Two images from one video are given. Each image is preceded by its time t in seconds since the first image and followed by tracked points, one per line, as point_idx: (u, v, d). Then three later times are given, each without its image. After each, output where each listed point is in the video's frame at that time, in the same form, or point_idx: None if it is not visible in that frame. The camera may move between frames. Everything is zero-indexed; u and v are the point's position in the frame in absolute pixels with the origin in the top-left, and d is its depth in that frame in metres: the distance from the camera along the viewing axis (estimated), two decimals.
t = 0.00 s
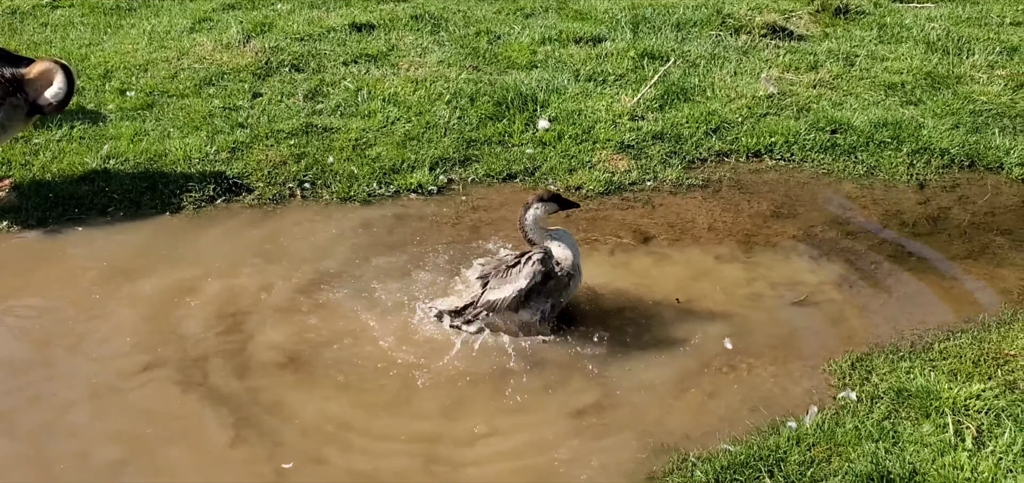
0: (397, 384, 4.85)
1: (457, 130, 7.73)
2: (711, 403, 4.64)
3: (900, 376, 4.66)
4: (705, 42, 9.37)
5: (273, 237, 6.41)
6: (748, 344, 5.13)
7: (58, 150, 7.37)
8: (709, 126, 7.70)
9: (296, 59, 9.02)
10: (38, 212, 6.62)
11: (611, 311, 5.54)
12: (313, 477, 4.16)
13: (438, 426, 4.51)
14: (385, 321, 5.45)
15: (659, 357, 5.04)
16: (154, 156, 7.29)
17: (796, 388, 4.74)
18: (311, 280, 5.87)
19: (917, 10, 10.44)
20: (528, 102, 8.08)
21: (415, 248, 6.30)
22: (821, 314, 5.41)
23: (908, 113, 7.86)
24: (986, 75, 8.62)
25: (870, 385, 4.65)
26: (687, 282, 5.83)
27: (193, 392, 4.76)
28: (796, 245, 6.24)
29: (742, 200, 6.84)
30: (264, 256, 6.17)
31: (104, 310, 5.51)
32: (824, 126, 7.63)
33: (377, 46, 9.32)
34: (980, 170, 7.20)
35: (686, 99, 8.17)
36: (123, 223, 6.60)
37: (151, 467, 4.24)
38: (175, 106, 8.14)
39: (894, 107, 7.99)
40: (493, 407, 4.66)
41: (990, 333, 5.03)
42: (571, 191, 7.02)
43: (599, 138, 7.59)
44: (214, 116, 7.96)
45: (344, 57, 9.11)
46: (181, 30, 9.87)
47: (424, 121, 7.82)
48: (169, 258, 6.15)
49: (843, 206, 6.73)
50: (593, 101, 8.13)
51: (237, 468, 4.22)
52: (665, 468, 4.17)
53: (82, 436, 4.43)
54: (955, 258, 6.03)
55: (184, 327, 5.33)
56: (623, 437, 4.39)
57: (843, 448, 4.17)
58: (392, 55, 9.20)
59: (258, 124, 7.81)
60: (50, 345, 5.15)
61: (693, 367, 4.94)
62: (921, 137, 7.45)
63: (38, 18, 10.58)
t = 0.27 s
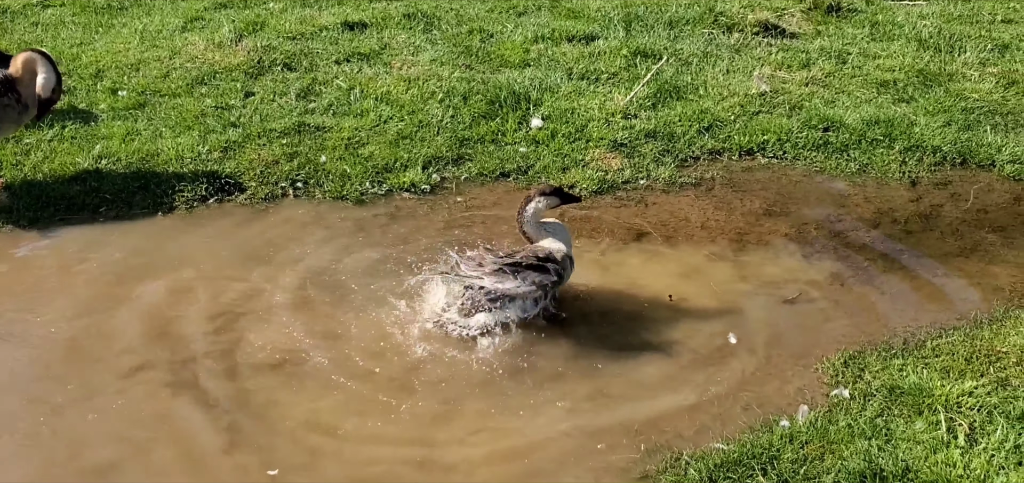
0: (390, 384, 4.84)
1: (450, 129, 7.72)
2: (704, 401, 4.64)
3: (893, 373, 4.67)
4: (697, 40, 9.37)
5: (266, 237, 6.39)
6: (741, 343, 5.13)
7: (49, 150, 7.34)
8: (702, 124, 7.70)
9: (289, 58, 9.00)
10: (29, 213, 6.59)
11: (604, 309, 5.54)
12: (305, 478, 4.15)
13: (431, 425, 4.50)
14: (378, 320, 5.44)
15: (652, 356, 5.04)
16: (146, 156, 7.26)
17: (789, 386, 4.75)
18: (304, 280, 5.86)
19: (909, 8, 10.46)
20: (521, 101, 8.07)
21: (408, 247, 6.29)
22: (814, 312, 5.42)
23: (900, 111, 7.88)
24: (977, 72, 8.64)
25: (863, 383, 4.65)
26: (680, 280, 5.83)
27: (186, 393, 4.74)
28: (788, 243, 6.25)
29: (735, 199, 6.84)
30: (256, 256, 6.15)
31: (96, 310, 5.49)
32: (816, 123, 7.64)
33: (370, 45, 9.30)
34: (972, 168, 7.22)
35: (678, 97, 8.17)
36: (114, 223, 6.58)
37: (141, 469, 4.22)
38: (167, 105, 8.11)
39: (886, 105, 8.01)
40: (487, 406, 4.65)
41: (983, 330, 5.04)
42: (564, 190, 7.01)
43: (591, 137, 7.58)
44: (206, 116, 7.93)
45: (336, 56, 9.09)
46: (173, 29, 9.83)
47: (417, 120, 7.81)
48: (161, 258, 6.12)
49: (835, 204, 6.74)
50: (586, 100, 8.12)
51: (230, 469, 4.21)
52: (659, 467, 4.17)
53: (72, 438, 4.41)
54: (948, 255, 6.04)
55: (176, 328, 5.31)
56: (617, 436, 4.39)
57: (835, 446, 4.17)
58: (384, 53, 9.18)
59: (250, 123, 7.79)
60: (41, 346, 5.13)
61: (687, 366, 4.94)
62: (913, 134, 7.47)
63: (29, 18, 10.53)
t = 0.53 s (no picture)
0: (379, 382, 4.81)
1: (440, 126, 7.70)
2: (694, 398, 4.63)
3: (883, 370, 4.67)
4: (688, 37, 9.37)
5: (255, 235, 6.36)
6: (732, 340, 5.12)
7: (37, 149, 7.29)
8: (692, 121, 7.69)
9: (278, 56, 8.96)
10: (17, 212, 6.55)
11: (594, 307, 5.53)
12: (294, 477, 4.13)
13: (421, 424, 4.48)
14: (368, 318, 5.42)
15: (643, 353, 5.02)
16: (134, 154, 7.22)
17: (779, 383, 4.74)
18: (293, 279, 5.83)
19: (900, 4, 10.46)
20: (511, 98, 8.05)
21: (398, 245, 6.26)
22: (804, 309, 5.41)
23: (891, 108, 7.88)
24: (968, 69, 8.65)
25: (853, 380, 4.65)
26: (671, 278, 5.82)
27: (174, 392, 4.71)
28: (779, 240, 6.24)
29: (726, 196, 6.84)
30: (245, 254, 6.12)
31: (83, 309, 5.45)
32: (807, 120, 7.64)
33: (360, 43, 9.26)
34: (962, 164, 7.22)
35: (669, 94, 8.16)
36: (103, 221, 6.54)
37: (128, 469, 4.19)
38: (156, 103, 8.07)
39: (877, 102, 8.01)
40: (477, 404, 4.63)
41: (972, 326, 5.05)
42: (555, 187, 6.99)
43: (582, 134, 7.57)
44: (195, 114, 7.89)
45: (326, 53, 9.05)
46: (162, 27, 9.78)
47: (407, 118, 7.78)
48: (149, 257, 6.09)
49: (826, 201, 6.74)
50: (577, 97, 8.11)
51: (218, 469, 4.19)
52: (649, 464, 4.16)
53: (59, 438, 4.37)
54: (938, 252, 6.05)
55: (164, 327, 5.28)
56: (607, 433, 4.37)
57: (826, 443, 4.17)
58: (374, 51, 9.14)
59: (240, 121, 7.75)
60: (28, 345, 5.09)
61: (677, 363, 4.93)
62: (903, 131, 7.47)
63: (17, 16, 10.46)
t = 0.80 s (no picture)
0: (374, 381, 4.80)
1: (434, 124, 7.69)
2: (689, 396, 4.63)
3: (877, 367, 4.67)
4: (682, 35, 9.37)
5: (249, 234, 6.34)
6: (726, 337, 5.12)
7: (29, 148, 7.25)
8: (686, 119, 7.69)
9: (271, 54, 8.93)
10: (9, 211, 6.52)
11: (589, 305, 5.52)
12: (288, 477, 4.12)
13: (415, 422, 4.47)
14: (361, 317, 5.41)
15: (638, 351, 5.02)
16: (127, 153, 7.19)
17: (773, 380, 4.74)
18: (287, 278, 5.81)
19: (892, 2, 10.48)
20: (505, 96, 8.04)
21: (392, 244, 6.25)
22: (798, 307, 5.42)
23: (884, 105, 7.89)
24: (961, 65, 8.67)
25: (847, 377, 4.65)
26: (665, 276, 5.82)
27: (167, 392, 4.69)
28: (773, 237, 6.25)
29: (720, 194, 6.84)
30: (239, 253, 6.10)
31: (75, 309, 5.42)
32: (800, 118, 7.64)
33: (353, 41, 9.24)
34: (955, 161, 7.23)
35: (663, 92, 8.16)
36: (96, 221, 6.51)
37: (122, 469, 4.17)
38: (148, 102, 8.04)
39: (870, 99, 8.02)
40: (471, 403, 4.62)
41: (966, 323, 5.06)
42: (549, 185, 6.98)
43: (576, 132, 7.56)
44: (188, 113, 7.86)
45: (319, 51, 9.03)
46: (154, 26, 9.74)
47: (401, 116, 7.77)
48: (142, 256, 6.06)
49: (819, 198, 6.74)
50: (571, 95, 8.10)
51: (212, 469, 4.17)
52: (644, 462, 4.16)
53: (52, 438, 4.35)
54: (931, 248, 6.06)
55: (157, 327, 5.26)
56: (602, 432, 4.37)
57: (820, 440, 4.17)
58: (368, 49, 9.12)
59: (233, 120, 7.72)
60: (20, 345, 5.06)
61: (672, 361, 4.93)
62: (896, 128, 7.48)
63: (7, 15, 10.41)
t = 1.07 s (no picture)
0: (367, 379, 4.80)
1: (427, 123, 7.68)
2: (682, 393, 4.64)
3: (869, 363, 4.69)
4: (674, 33, 9.37)
5: (242, 233, 6.33)
6: (720, 334, 5.14)
7: (20, 148, 7.22)
8: (678, 117, 7.71)
9: (263, 53, 8.91)
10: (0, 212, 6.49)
11: (582, 303, 5.53)
12: (281, 477, 4.12)
13: (409, 421, 4.47)
14: (355, 315, 5.40)
15: (631, 349, 5.03)
16: (119, 153, 7.16)
17: (766, 377, 4.76)
18: (280, 277, 5.81)
19: None
20: (498, 94, 8.03)
21: (385, 242, 6.24)
22: (790, 303, 5.43)
23: (876, 102, 7.91)
24: (952, 62, 8.70)
25: (840, 373, 4.67)
26: (658, 273, 5.83)
27: (161, 392, 4.69)
28: (766, 234, 6.26)
29: (712, 191, 6.85)
30: (231, 252, 6.08)
31: (68, 309, 5.40)
32: (793, 115, 7.66)
33: (345, 39, 9.23)
34: (946, 157, 7.26)
35: (655, 90, 8.17)
36: (88, 220, 6.49)
37: (115, 469, 4.16)
38: (140, 101, 8.02)
39: (862, 96, 8.04)
40: (465, 401, 4.62)
41: (958, 319, 5.08)
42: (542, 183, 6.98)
43: (569, 130, 7.56)
44: (180, 112, 7.84)
45: (312, 50, 9.01)
46: (146, 25, 9.71)
47: (393, 114, 7.76)
48: (134, 256, 6.04)
49: (811, 195, 6.76)
50: (563, 93, 8.10)
51: (205, 469, 4.17)
52: (637, 459, 4.16)
53: (45, 439, 4.34)
54: (923, 245, 6.08)
55: (151, 326, 5.24)
56: (595, 429, 4.38)
57: (813, 436, 4.18)
58: (360, 47, 9.11)
59: (225, 119, 7.70)
60: (13, 346, 5.04)
61: (665, 358, 4.94)
62: (888, 125, 7.51)
63: None
